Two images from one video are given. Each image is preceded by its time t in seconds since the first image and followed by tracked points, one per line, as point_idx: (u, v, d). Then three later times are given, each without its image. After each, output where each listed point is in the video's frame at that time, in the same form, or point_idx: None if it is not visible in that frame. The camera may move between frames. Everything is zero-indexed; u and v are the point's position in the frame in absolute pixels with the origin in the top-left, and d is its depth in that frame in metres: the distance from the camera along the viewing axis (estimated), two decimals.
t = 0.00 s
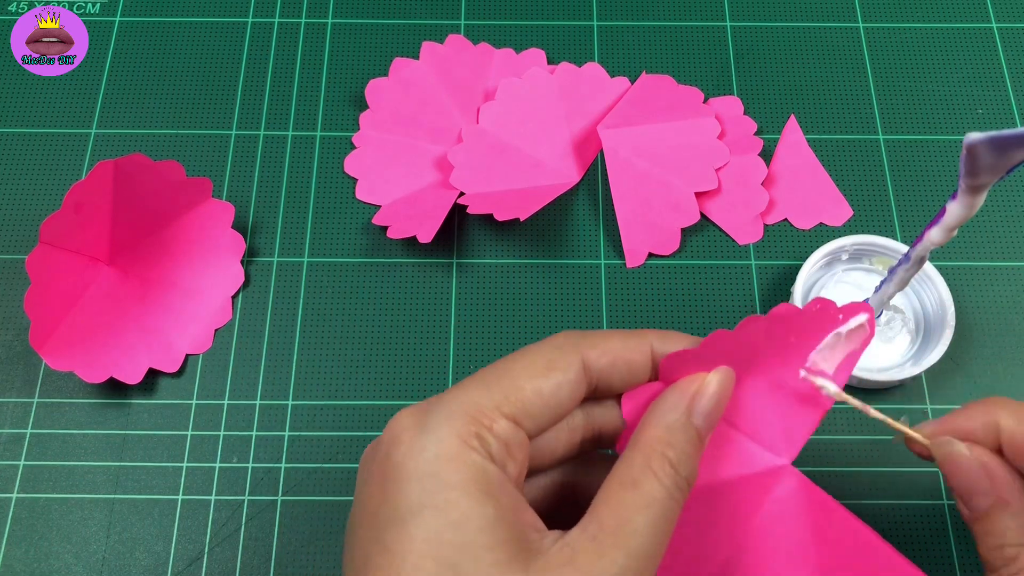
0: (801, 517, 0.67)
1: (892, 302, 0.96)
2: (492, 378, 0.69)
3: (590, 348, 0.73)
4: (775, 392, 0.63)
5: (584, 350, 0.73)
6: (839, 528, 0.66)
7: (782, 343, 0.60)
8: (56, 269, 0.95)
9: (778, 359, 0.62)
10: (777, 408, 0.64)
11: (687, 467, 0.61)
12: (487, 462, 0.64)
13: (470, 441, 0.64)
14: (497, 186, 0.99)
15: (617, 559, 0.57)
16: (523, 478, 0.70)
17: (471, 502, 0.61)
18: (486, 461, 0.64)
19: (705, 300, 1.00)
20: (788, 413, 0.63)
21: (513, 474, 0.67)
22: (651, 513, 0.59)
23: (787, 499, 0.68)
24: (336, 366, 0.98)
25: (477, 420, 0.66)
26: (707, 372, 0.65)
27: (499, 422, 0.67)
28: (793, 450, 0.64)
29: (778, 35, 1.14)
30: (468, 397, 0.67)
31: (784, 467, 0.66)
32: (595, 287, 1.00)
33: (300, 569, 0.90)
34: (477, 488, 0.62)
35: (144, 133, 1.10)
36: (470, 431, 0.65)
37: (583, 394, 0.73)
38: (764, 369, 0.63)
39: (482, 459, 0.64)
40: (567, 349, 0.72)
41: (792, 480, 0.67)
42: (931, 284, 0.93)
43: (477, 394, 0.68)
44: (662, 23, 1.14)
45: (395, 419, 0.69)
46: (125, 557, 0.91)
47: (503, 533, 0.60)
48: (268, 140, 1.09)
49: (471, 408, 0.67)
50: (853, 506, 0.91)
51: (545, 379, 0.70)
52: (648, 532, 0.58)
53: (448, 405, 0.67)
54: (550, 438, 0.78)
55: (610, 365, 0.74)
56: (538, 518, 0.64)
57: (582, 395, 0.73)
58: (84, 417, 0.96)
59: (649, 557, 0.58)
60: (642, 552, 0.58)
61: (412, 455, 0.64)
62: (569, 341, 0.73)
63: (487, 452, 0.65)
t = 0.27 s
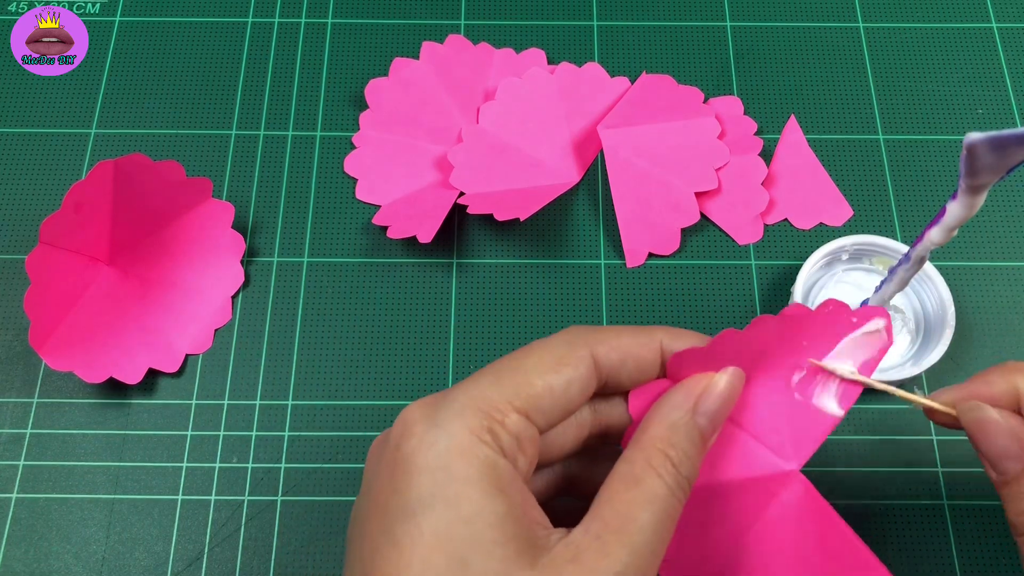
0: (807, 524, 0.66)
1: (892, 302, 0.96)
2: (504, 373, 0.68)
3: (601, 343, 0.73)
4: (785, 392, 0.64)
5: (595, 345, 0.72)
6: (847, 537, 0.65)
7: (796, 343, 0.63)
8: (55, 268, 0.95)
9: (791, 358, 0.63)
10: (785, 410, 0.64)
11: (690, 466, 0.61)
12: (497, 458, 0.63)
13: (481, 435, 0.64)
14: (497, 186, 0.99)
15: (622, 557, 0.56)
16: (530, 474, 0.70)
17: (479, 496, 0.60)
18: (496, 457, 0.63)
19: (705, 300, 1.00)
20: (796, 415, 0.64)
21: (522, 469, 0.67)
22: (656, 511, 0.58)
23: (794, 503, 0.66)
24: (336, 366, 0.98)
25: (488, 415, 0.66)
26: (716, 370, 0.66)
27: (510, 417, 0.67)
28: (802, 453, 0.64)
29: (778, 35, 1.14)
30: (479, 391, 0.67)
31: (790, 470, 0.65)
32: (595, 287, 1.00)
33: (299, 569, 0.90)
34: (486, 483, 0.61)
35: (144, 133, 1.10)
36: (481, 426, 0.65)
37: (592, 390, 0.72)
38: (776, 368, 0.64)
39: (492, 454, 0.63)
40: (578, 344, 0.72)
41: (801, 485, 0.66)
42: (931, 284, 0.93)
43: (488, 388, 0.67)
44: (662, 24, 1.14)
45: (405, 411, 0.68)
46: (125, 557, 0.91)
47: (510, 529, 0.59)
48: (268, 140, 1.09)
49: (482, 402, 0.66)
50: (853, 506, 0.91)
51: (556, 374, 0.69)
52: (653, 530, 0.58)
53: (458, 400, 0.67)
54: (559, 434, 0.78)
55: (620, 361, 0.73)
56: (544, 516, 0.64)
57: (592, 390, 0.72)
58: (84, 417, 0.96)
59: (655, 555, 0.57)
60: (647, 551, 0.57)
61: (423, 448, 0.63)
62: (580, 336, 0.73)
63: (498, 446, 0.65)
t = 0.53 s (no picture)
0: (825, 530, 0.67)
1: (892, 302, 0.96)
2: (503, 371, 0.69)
3: (604, 344, 0.73)
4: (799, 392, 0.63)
5: (597, 347, 0.73)
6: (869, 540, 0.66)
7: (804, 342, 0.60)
8: (55, 268, 0.95)
9: (800, 358, 0.61)
10: (801, 412, 0.63)
11: (695, 468, 0.61)
12: (496, 456, 0.64)
13: (478, 431, 0.64)
14: (497, 186, 0.99)
15: (621, 555, 0.57)
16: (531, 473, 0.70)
17: (477, 492, 0.61)
18: (493, 452, 0.64)
19: (703, 299, 0.99)
20: (811, 416, 0.63)
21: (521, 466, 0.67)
22: (655, 510, 0.59)
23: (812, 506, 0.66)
24: (336, 366, 0.98)
25: (485, 411, 0.66)
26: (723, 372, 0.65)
27: (507, 413, 0.67)
28: (819, 455, 0.63)
29: (778, 34, 1.13)
30: (478, 389, 0.68)
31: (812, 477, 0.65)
32: (595, 287, 1.00)
33: (299, 569, 0.90)
34: (485, 480, 0.62)
35: (144, 133, 1.10)
36: (478, 421, 0.65)
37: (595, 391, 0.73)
38: (788, 368, 0.62)
39: (491, 451, 0.64)
40: (580, 345, 0.72)
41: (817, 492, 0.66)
42: (932, 284, 0.93)
43: (487, 386, 0.68)
44: (662, 23, 1.14)
45: (404, 408, 0.69)
46: (125, 557, 0.91)
47: (510, 527, 0.60)
48: (268, 140, 1.09)
49: (480, 400, 0.67)
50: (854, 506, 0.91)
51: (556, 373, 0.70)
52: (652, 529, 0.59)
53: (457, 397, 0.67)
54: (565, 436, 0.78)
55: (624, 362, 0.74)
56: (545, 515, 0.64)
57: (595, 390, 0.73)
58: (84, 417, 0.96)
59: (656, 555, 0.58)
60: (647, 550, 0.58)
61: (420, 442, 0.64)
62: (583, 337, 0.74)
63: (495, 442, 0.65)
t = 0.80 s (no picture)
0: (788, 508, 0.71)
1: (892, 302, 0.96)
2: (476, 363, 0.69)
3: (575, 332, 0.74)
4: (767, 372, 0.64)
5: (569, 334, 0.73)
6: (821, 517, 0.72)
7: (770, 322, 0.62)
8: (55, 269, 0.95)
9: (766, 338, 0.63)
10: (769, 391, 0.64)
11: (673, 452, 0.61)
12: (472, 447, 0.64)
13: (453, 425, 0.64)
14: (497, 186, 0.99)
15: (603, 545, 0.57)
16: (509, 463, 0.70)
17: (456, 485, 0.61)
18: (469, 445, 0.63)
19: (703, 300, 1.00)
20: (778, 395, 0.64)
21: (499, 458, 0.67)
22: (635, 497, 0.59)
23: (780, 486, 0.70)
24: (336, 366, 0.98)
25: (460, 404, 0.66)
26: (694, 355, 0.65)
27: (482, 405, 0.67)
28: (789, 435, 0.64)
29: (778, 35, 1.13)
30: (452, 382, 0.67)
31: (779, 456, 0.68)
32: (595, 287, 1.00)
33: (299, 569, 0.90)
34: (462, 472, 0.61)
35: (144, 133, 1.10)
36: (454, 415, 0.65)
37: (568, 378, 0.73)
38: (756, 348, 0.64)
39: (467, 442, 0.64)
40: (553, 334, 0.72)
41: (783, 471, 0.70)
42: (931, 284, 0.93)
43: (461, 379, 0.68)
44: (662, 23, 1.14)
45: (380, 406, 0.68)
46: (125, 558, 0.91)
47: (490, 519, 0.60)
48: (268, 140, 1.09)
49: (455, 393, 0.66)
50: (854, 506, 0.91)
51: (529, 362, 0.70)
52: (634, 517, 0.58)
53: (432, 391, 0.67)
54: (539, 424, 0.78)
55: (596, 348, 0.74)
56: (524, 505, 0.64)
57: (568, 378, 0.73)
58: (84, 417, 0.96)
59: (639, 542, 0.58)
60: (629, 539, 0.58)
61: (396, 440, 0.63)
62: (555, 326, 0.74)
63: (470, 434, 0.65)
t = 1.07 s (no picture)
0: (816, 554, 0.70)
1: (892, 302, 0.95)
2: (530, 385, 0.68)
3: (628, 357, 0.73)
4: (810, 426, 0.65)
5: (621, 361, 0.72)
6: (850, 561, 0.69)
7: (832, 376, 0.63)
8: (55, 269, 0.95)
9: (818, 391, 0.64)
10: (808, 442, 0.66)
11: (712, 487, 0.62)
12: (518, 476, 0.64)
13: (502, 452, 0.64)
14: (497, 186, 0.99)
15: None
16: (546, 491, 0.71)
17: (499, 513, 0.61)
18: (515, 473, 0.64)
19: (703, 299, 0.99)
20: (816, 449, 0.66)
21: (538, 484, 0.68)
22: (675, 534, 0.59)
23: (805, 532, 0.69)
24: (335, 366, 0.98)
25: (509, 429, 0.66)
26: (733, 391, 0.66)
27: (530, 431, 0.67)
28: (816, 488, 0.67)
29: (778, 35, 1.13)
30: (503, 403, 0.67)
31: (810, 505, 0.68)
32: (594, 287, 1.00)
33: (299, 569, 0.90)
34: (507, 501, 0.62)
35: (144, 133, 1.10)
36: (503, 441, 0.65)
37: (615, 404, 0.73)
38: (805, 400, 0.65)
39: (516, 470, 0.64)
40: (605, 359, 0.72)
41: (810, 521, 0.69)
42: (931, 284, 0.93)
43: (513, 401, 0.68)
44: (662, 23, 1.14)
45: (427, 416, 0.68)
46: (125, 557, 0.91)
47: (529, 549, 0.60)
48: (268, 140, 1.09)
49: (508, 417, 0.67)
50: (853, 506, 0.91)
51: (580, 389, 0.70)
52: (674, 554, 0.59)
53: (483, 412, 0.67)
54: (578, 448, 0.76)
55: (645, 378, 0.73)
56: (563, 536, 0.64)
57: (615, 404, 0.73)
58: (84, 417, 0.96)
59: None
60: None
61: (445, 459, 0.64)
62: (608, 351, 0.73)
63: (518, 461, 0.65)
